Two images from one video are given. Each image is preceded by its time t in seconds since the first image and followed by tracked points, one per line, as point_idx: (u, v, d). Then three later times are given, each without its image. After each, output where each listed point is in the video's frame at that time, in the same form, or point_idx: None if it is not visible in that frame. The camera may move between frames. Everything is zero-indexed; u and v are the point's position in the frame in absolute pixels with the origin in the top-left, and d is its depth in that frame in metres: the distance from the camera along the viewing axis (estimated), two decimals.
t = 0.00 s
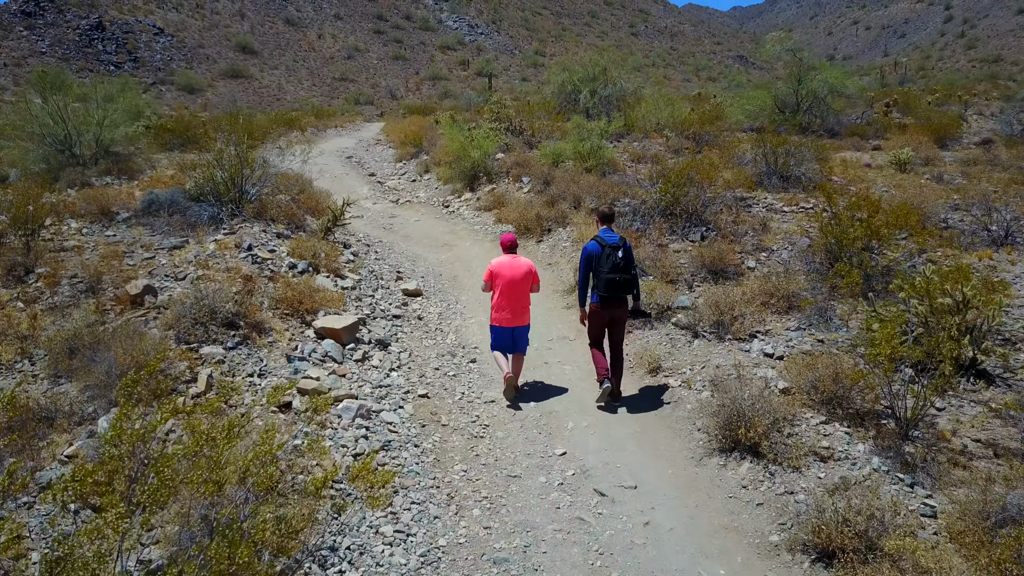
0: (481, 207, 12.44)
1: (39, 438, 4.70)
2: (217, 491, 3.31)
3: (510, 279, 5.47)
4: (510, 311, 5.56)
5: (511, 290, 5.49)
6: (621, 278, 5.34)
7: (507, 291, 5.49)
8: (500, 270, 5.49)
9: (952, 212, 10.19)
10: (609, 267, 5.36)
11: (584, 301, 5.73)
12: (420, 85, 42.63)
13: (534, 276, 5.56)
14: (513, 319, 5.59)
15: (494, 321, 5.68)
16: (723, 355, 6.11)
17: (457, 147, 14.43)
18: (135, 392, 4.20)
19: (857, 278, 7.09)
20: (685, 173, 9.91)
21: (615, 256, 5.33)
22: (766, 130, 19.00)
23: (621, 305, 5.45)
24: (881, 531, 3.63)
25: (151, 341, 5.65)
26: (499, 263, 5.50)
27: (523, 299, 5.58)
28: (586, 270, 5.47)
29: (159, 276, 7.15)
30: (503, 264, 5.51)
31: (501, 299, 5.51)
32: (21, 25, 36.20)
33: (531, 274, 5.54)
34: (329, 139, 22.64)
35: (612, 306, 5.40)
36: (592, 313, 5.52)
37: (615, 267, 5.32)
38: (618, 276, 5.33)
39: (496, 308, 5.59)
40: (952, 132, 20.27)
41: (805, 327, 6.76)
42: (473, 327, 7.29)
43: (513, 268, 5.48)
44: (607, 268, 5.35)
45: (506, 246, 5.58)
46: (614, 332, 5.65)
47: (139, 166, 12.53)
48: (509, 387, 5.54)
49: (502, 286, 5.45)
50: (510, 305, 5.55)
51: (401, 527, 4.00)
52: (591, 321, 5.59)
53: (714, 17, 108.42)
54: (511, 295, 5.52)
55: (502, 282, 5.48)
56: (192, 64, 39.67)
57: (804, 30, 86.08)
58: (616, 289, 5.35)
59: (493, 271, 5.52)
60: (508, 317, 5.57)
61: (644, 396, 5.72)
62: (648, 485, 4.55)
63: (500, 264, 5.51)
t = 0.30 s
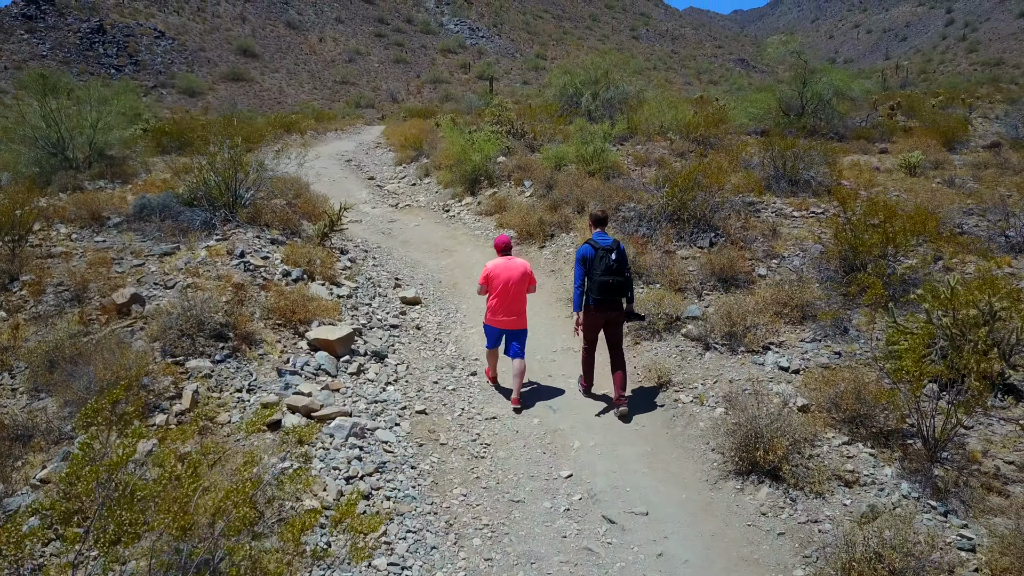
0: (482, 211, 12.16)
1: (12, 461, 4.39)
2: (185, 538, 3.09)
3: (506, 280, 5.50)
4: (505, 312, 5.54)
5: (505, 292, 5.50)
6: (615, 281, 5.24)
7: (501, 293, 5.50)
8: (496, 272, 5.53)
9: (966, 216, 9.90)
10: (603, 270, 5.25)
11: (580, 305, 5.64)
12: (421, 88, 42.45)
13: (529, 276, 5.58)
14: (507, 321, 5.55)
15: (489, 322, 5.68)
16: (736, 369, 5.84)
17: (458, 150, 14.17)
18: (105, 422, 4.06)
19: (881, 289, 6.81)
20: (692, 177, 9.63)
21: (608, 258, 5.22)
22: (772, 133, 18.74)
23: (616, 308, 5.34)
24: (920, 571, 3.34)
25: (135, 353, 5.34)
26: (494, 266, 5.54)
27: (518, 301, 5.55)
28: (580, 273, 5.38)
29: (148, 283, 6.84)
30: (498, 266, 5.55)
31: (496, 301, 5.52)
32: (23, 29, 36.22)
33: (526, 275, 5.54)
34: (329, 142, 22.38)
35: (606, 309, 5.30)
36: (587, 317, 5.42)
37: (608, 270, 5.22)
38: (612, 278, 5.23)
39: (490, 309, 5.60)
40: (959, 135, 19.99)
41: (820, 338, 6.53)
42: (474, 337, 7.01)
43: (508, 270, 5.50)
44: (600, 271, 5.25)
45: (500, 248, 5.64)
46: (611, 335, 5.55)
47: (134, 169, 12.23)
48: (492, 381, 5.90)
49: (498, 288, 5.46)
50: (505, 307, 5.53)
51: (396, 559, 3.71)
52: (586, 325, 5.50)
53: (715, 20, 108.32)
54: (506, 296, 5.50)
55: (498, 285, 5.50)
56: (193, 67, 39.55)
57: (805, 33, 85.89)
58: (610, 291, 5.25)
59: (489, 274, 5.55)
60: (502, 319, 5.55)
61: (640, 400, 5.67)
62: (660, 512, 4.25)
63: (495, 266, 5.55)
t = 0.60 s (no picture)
0: (484, 218, 11.89)
1: None
2: None
3: (497, 281, 5.39)
4: (498, 313, 5.48)
5: (498, 293, 5.41)
6: (609, 281, 5.20)
7: (495, 294, 5.41)
8: (487, 274, 5.42)
9: (983, 223, 9.61)
10: (596, 271, 5.21)
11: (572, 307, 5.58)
12: (423, 92, 42.26)
13: (521, 277, 5.49)
14: (501, 321, 5.51)
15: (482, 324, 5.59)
16: (751, 387, 5.57)
17: (460, 155, 13.91)
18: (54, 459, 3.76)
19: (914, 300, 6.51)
20: (701, 183, 9.33)
21: (601, 258, 5.18)
22: (778, 138, 18.47)
23: (610, 309, 5.30)
24: None
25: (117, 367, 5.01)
26: (484, 267, 5.43)
27: (511, 302, 5.49)
28: (573, 275, 5.35)
29: (136, 294, 6.51)
30: (489, 268, 5.45)
31: (489, 302, 5.43)
32: (25, 33, 36.12)
33: (518, 275, 5.45)
34: (329, 147, 22.10)
35: (601, 311, 5.25)
36: (581, 319, 5.35)
37: (601, 270, 5.17)
38: (606, 279, 5.18)
39: (483, 311, 5.51)
40: (968, 140, 19.71)
41: (838, 352, 6.30)
42: (475, 349, 6.72)
43: (498, 272, 5.40)
44: (593, 271, 5.21)
45: (492, 248, 5.52)
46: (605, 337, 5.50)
47: (128, 175, 11.91)
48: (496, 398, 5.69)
49: (490, 289, 5.37)
50: (498, 308, 5.46)
51: None
52: (580, 327, 5.42)
53: (718, 25, 108.34)
54: (499, 298, 5.42)
55: (490, 286, 5.40)
56: (195, 71, 39.35)
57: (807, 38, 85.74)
58: (604, 292, 5.20)
59: (480, 275, 5.43)
60: (496, 320, 5.49)
61: (629, 403, 5.65)
62: (675, 545, 3.95)
63: (485, 267, 5.44)
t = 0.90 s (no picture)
0: (489, 222, 11.62)
1: None
2: None
3: (498, 284, 5.32)
4: (498, 317, 5.35)
5: (499, 297, 5.33)
6: (611, 285, 5.15)
7: (495, 297, 5.33)
8: (487, 276, 5.36)
9: (1006, 228, 9.29)
10: (598, 274, 5.17)
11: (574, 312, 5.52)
12: (428, 94, 42.09)
13: (522, 281, 5.41)
14: (501, 325, 5.37)
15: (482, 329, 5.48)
16: (771, 405, 5.28)
17: (464, 159, 13.65)
18: None
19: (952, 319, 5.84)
20: (714, 187, 9.02)
21: (603, 261, 5.15)
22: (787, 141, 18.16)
23: (611, 313, 5.24)
24: None
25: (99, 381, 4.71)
26: (485, 269, 5.37)
27: (512, 306, 5.39)
28: (574, 278, 5.31)
29: (126, 303, 6.21)
30: (490, 270, 5.39)
31: (489, 305, 5.34)
32: (31, 36, 36.15)
33: (519, 279, 5.38)
34: (333, 150, 21.87)
35: (602, 315, 5.18)
36: (582, 322, 5.28)
37: (603, 273, 5.14)
38: (608, 282, 5.14)
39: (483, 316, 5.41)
40: (982, 141, 19.33)
41: (861, 366, 6.00)
42: (479, 361, 6.42)
43: (499, 274, 5.34)
44: (595, 275, 5.17)
45: (495, 251, 5.47)
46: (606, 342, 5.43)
47: (126, 178, 11.64)
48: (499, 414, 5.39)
49: (490, 291, 5.29)
50: (498, 311, 5.36)
51: None
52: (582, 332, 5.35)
53: (724, 27, 107.99)
54: (500, 301, 5.34)
55: (490, 288, 5.33)
56: (200, 74, 39.29)
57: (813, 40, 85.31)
58: (606, 295, 5.16)
59: (481, 277, 5.37)
60: (496, 324, 5.35)
61: (632, 404, 5.63)
62: None
63: (486, 270, 5.38)
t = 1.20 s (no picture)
0: (493, 227, 11.35)
1: None
2: None
3: (499, 280, 5.40)
4: (498, 311, 5.44)
5: (500, 292, 5.41)
6: (608, 282, 5.27)
7: (495, 292, 5.41)
8: (490, 271, 5.47)
9: None
10: (596, 271, 5.29)
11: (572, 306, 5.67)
12: (434, 97, 41.93)
13: (523, 277, 5.48)
14: (501, 320, 5.46)
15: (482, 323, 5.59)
16: (792, 426, 4.99)
17: (469, 162, 13.39)
18: None
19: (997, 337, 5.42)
20: (727, 192, 8.72)
21: (602, 260, 5.25)
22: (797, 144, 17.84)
23: (608, 310, 5.38)
24: None
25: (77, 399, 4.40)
26: (488, 264, 5.49)
27: (512, 302, 5.46)
28: (574, 273, 5.42)
29: (114, 314, 5.92)
30: (492, 265, 5.49)
31: (489, 300, 5.43)
32: (38, 39, 36.16)
33: (521, 275, 5.45)
34: (337, 153, 21.62)
35: (599, 311, 5.35)
36: (581, 318, 5.45)
37: (602, 271, 5.25)
38: (606, 280, 5.26)
39: (483, 310, 5.54)
40: (997, 144, 18.96)
41: (886, 383, 5.68)
42: (482, 375, 6.13)
43: (501, 270, 5.44)
44: (594, 272, 5.28)
45: (497, 246, 5.54)
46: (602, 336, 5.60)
47: (124, 182, 11.39)
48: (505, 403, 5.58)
49: (491, 287, 5.38)
50: (498, 306, 5.43)
51: None
52: (579, 326, 5.52)
53: (730, 30, 107.58)
54: (500, 296, 5.41)
55: (491, 283, 5.42)
56: (206, 77, 39.21)
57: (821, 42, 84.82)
58: (603, 293, 5.29)
59: (482, 271, 5.50)
60: (496, 318, 5.45)
61: (634, 405, 5.62)
62: None
63: (489, 264, 5.49)
